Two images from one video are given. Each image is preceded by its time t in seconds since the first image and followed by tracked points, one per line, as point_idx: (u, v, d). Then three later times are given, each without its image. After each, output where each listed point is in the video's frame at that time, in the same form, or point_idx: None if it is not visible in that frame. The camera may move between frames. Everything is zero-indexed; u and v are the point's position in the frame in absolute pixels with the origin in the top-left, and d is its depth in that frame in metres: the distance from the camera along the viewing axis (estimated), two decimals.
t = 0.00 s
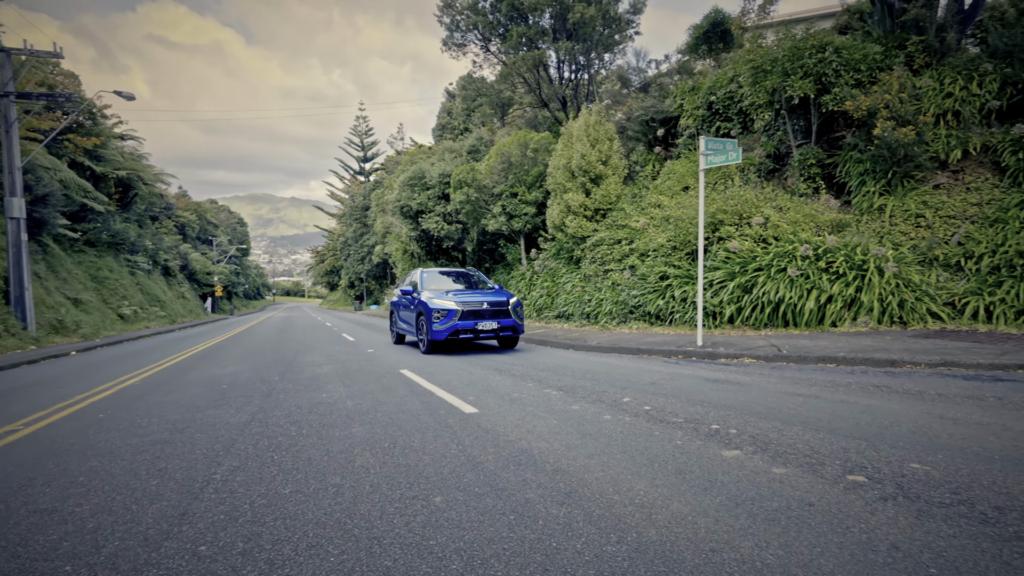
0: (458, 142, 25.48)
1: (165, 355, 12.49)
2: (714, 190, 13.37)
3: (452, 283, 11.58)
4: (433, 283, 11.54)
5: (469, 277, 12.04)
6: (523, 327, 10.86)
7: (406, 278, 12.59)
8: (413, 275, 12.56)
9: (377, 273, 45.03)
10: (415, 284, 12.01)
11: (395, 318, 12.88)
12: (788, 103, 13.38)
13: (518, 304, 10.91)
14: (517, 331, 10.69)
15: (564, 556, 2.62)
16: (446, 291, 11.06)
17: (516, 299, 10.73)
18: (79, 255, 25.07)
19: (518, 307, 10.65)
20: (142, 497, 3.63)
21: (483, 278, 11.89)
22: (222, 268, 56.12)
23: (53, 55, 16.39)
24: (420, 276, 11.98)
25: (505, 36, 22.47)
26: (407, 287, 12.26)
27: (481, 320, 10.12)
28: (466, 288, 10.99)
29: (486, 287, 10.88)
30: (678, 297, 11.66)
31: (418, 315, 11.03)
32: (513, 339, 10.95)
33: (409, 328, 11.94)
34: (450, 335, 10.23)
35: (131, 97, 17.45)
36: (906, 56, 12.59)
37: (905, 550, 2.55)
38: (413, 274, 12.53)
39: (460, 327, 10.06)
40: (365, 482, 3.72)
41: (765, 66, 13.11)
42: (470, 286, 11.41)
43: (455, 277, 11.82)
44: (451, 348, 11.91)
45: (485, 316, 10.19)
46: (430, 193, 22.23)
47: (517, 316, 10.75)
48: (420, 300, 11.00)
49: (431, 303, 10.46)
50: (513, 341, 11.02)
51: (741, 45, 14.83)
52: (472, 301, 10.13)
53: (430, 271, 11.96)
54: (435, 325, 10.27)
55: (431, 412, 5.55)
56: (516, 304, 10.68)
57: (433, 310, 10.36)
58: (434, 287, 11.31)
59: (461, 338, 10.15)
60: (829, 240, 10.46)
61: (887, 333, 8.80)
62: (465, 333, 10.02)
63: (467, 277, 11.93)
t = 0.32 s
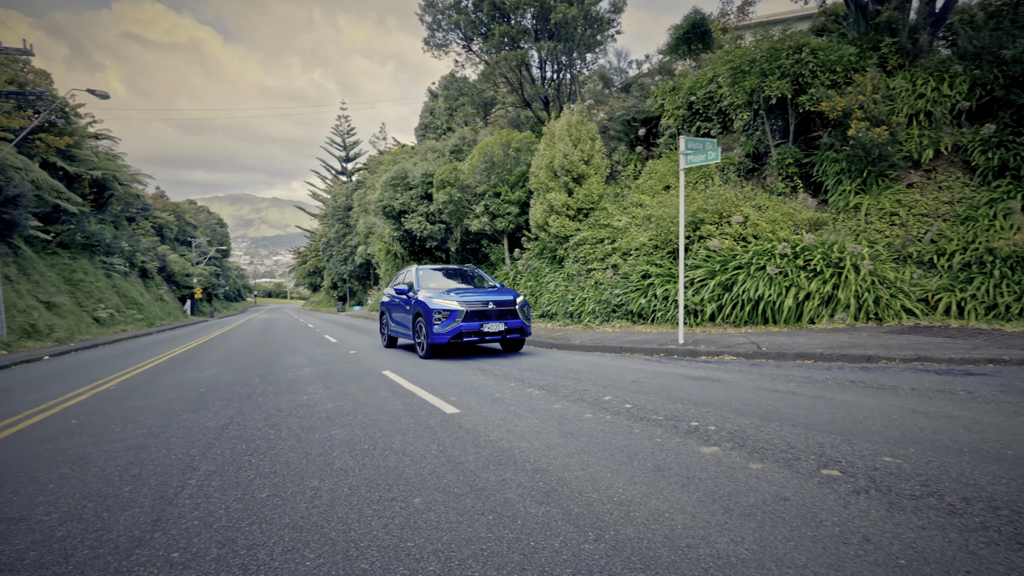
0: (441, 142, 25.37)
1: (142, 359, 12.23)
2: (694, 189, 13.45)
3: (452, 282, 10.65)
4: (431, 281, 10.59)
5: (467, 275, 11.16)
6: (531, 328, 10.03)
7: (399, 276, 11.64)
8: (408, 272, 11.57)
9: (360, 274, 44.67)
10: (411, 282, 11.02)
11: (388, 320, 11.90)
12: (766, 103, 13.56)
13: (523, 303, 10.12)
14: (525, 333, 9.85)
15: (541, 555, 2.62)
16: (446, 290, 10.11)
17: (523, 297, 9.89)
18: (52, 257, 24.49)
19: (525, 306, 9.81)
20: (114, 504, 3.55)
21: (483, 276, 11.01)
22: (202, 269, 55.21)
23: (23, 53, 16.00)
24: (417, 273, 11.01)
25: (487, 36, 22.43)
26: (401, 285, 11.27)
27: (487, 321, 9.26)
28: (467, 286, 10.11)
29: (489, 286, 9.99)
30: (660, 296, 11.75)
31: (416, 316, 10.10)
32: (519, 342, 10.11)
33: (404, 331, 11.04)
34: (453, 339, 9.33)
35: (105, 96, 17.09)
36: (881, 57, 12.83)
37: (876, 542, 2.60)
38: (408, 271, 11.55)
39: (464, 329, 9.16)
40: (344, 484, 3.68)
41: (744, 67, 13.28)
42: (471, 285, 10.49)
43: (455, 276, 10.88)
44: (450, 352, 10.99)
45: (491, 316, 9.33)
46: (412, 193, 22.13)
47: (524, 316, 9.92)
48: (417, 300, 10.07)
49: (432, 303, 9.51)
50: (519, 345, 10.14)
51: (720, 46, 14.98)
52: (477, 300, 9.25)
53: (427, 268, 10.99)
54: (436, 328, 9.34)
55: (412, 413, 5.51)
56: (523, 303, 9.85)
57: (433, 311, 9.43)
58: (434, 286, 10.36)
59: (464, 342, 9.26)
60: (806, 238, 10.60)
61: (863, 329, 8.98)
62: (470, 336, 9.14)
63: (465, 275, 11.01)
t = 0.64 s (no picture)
0: (421, 142, 25.23)
1: (113, 364, 11.90)
2: (673, 188, 13.56)
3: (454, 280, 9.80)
4: (431, 280, 9.73)
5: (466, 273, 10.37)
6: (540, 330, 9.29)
7: (393, 274, 10.80)
8: (403, 270, 10.66)
9: (340, 275, 44.24)
10: (407, 281, 10.12)
11: (380, 322, 10.97)
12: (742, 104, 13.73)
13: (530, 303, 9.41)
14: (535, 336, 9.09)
15: (515, 555, 2.61)
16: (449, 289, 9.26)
17: (532, 297, 9.14)
18: (19, 261, 23.79)
19: (535, 306, 9.08)
20: (79, 513, 3.44)
21: (484, 273, 10.26)
22: (177, 272, 54.11)
23: None
24: (415, 271, 10.11)
25: (467, 35, 22.37)
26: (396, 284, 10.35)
27: (496, 322, 8.48)
28: (471, 285, 9.32)
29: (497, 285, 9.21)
30: (639, 295, 11.85)
31: (415, 317, 9.24)
32: (526, 345, 9.38)
33: (399, 334, 10.18)
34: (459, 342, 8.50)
35: (74, 94, 16.63)
36: (852, 59, 13.09)
37: (843, 535, 2.65)
38: (403, 269, 10.64)
39: (472, 332, 8.36)
40: (318, 488, 3.63)
41: (720, 68, 13.48)
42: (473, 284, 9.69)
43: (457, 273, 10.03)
44: (449, 356, 10.13)
45: (501, 317, 8.56)
46: (393, 193, 21.94)
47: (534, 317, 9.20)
48: (417, 300, 9.23)
49: (435, 303, 8.66)
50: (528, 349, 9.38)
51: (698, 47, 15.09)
52: (485, 300, 8.47)
53: (426, 265, 10.09)
54: (439, 330, 8.52)
55: (390, 415, 5.46)
56: (534, 303, 9.10)
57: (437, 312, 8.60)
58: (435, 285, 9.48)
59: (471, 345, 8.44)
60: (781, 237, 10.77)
61: (836, 326, 9.17)
62: (478, 339, 8.35)
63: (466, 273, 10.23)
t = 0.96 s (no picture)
0: (398, 143, 25.05)
1: (77, 371, 11.50)
2: (648, 189, 13.72)
3: (457, 279, 9.10)
4: (430, 279, 9.03)
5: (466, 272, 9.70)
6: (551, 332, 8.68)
7: (387, 275, 10.05)
8: (398, 269, 9.88)
9: (317, 277, 43.67)
10: (404, 280, 9.35)
11: (372, 327, 10.15)
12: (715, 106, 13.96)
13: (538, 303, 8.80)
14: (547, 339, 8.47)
15: (484, 558, 2.61)
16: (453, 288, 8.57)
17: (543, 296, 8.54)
18: None
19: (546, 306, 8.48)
20: (35, 527, 3.32)
21: (484, 272, 9.62)
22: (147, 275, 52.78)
23: None
24: (412, 269, 9.35)
25: (444, 36, 22.31)
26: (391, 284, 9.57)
27: (508, 324, 7.85)
28: (476, 285, 8.66)
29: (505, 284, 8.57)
30: (616, 295, 11.96)
31: (415, 320, 8.51)
32: (534, 349, 8.77)
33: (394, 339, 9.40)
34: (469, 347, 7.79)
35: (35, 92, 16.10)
36: (820, 63, 13.40)
37: (807, 529, 2.71)
38: (398, 267, 9.86)
39: (483, 334, 7.69)
40: (287, 495, 3.57)
41: (693, 71, 13.69)
42: (476, 283, 9.04)
43: (458, 272, 9.34)
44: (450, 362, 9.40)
45: (513, 319, 7.93)
46: (369, 194, 21.70)
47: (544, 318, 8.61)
48: (417, 301, 8.51)
49: (441, 304, 7.97)
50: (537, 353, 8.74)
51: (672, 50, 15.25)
52: (497, 300, 7.83)
53: (425, 263, 9.35)
54: (446, 334, 7.83)
55: (364, 419, 5.40)
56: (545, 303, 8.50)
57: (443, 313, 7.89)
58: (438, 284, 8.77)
59: (482, 350, 7.78)
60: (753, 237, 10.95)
61: (807, 324, 9.39)
62: (489, 343, 7.68)
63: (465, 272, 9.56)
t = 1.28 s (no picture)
0: (368, 143, 24.75)
1: (29, 379, 10.98)
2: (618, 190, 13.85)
3: (458, 276, 8.41)
4: (427, 276, 8.32)
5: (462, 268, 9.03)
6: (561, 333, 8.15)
7: (377, 274, 9.22)
8: (389, 266, 9.07)
9: (286, 280, 42.81)
10: (397, 278, 8.57)
11: (360, 330, 9.30)
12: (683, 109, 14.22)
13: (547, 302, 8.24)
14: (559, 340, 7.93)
15: (446, 561, 2.59)
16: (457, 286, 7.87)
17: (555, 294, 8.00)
18: None
19: (558, 305, 7.95)
20: None
21: (482, 269, 9.00)
22: (107, 279, 50.94)
23: None
24: (407, 266, 8.57)
25: (415, 36, 22.17)
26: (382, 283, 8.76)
27: (523, 325, 7.25)
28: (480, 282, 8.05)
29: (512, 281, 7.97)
30: (587, 296, 12.06)
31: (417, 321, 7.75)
32: (542, 351, 8.23)
33: (388, 344, 8.56)
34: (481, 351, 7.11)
35: None
36: (783, 69, 13.77)
37: (764, 523, 2.77)
38: (388, 265, 9.05)
39: (497, 336, 7.05)
40: (246, 503, 3.48)
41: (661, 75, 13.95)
42: (476, 279, 8.42)
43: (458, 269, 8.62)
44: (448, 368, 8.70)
45: (528, 319, 7.34)
46: (339, 195, 21.35)
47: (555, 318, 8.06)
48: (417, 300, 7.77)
49: (447, 304, 7.26)
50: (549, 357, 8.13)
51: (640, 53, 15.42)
52: (509, 297, 7.24)
53: (421, 260, 8.59)
54: (456, 337, 7.12)
55: (330, 424, 5.30)
56: (556, 301, 7.96)
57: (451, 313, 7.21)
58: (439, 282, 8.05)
59: (494, 353, 7.13)
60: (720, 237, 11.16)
61: (771, 322, 9.64)
62: (504, 346, 7.05)
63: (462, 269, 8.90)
